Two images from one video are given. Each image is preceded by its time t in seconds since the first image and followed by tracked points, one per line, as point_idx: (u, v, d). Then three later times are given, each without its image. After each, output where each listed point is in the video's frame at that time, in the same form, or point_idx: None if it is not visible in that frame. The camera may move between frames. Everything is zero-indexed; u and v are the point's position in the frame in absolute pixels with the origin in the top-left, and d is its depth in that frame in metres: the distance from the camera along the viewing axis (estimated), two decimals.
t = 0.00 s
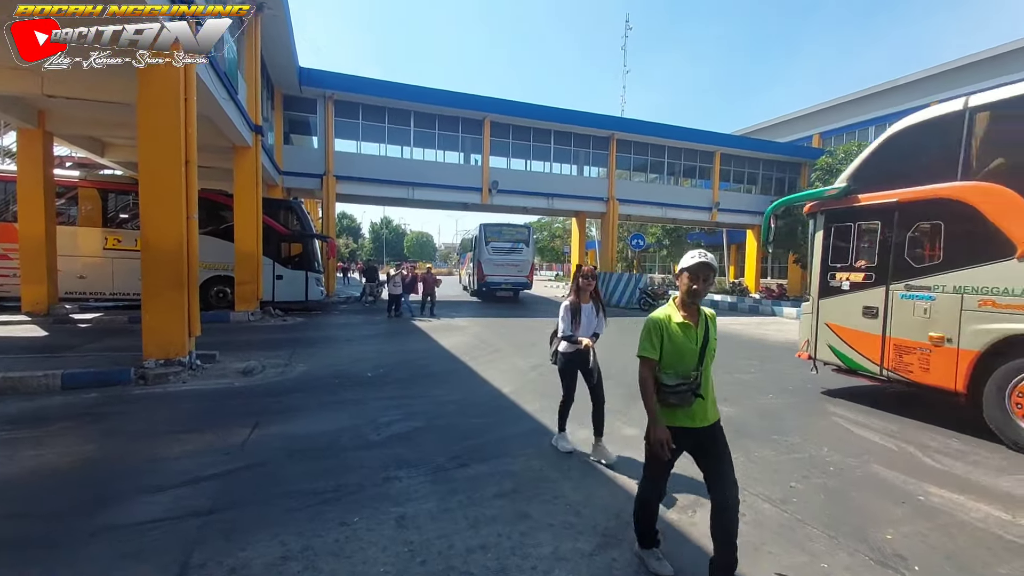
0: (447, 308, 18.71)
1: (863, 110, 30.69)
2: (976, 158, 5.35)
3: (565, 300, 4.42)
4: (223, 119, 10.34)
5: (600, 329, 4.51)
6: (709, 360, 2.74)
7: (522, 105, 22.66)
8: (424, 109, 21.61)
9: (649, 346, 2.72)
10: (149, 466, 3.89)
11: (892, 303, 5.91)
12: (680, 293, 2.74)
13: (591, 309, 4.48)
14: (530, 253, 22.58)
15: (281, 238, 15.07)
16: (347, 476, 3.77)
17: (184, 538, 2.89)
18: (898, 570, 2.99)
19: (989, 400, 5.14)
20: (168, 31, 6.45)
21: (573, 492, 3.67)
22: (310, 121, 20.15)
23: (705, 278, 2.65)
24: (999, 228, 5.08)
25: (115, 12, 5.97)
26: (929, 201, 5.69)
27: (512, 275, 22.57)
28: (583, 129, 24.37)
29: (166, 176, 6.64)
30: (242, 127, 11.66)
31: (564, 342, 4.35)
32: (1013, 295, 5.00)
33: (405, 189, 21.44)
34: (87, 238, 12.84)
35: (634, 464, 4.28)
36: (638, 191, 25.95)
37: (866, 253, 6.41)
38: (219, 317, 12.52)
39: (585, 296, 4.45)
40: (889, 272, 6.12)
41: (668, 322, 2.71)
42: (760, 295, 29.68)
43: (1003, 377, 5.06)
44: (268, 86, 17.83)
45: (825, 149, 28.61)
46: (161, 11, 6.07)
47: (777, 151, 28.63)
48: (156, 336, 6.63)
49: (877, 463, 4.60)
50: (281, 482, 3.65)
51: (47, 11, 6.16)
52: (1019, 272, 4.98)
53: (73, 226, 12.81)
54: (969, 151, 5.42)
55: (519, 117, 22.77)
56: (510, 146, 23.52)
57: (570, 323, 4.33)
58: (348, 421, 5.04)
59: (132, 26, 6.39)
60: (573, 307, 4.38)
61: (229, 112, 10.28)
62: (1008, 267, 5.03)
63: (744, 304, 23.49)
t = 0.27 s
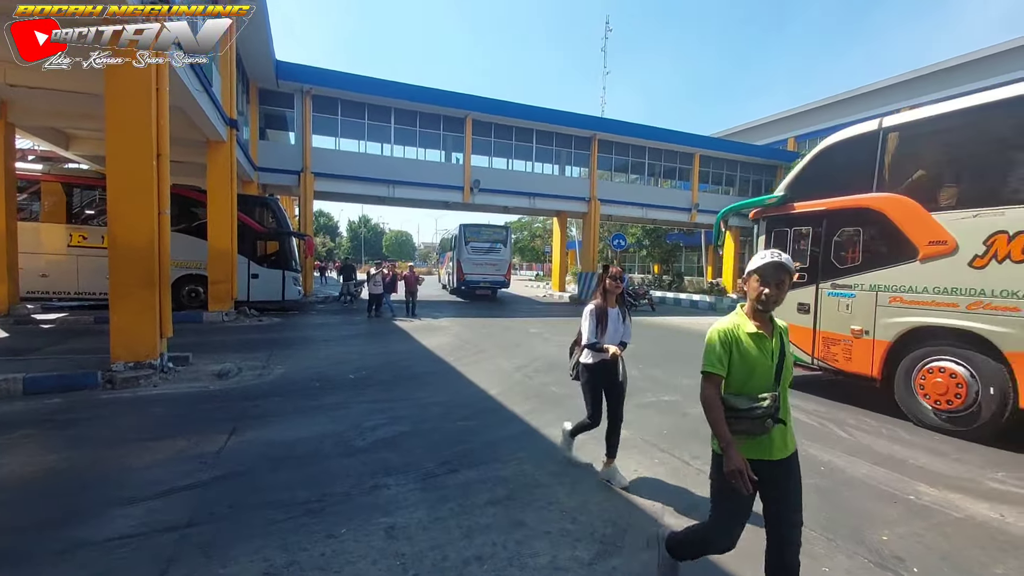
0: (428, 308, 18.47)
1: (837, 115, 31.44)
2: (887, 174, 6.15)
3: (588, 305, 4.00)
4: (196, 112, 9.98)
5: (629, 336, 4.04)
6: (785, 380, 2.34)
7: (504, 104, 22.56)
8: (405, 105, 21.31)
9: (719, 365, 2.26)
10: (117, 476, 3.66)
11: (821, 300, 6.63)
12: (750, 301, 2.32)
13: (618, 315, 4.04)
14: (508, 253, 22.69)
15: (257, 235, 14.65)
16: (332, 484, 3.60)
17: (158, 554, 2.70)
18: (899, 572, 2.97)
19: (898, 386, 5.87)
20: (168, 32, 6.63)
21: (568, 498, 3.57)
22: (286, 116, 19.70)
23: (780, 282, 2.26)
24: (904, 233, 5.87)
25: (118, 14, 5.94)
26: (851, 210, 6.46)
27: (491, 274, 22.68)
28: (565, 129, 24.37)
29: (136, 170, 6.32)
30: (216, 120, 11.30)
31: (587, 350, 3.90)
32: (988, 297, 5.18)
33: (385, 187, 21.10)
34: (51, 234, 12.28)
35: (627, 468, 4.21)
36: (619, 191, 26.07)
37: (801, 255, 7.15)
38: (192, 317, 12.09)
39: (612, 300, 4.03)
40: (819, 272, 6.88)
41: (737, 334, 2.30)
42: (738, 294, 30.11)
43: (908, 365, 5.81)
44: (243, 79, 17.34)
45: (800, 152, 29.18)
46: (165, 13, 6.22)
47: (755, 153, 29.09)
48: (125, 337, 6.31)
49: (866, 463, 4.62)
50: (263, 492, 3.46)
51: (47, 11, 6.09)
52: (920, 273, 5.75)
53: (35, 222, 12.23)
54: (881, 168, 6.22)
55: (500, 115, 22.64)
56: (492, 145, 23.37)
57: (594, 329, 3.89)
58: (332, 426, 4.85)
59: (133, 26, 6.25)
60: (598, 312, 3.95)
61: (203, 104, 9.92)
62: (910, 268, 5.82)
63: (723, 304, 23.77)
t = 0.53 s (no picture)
0: (402, 310, 18.16)
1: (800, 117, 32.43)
2: (807, 181, 6.89)
3: (610, 307, 3.61)
4: (156, 109, 9.51)
5: (652, 345, 3.69)
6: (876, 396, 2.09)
7: (477, 103, 22.41)
8: (376, 104, 20.92)
9: (796, 384, 2.03)
10: (78, 500, 3.38)
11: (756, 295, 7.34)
12: (831, 308, 2.06)
13: (642, 320, 3.67)
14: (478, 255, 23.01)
15: (222, 238, 14.10)
16: (315, 500, 3.41)
17: None
18: (895, 569, 2.98)
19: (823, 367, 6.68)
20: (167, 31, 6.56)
21: (563, 505, 3.48)
22: (250, 114, 19.05)
23: (867, 286, 2.01)
24: (821, 232, 6.59)
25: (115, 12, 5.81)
26: (778, 213, 7.19)
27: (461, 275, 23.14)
28: (538, 128, 24.37)
29: (89, 168, 5.92)
30: (177, 117, 10.80)
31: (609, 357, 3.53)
32: (954, 293, 5.40)
33: (355, 187, 20.66)
34: None
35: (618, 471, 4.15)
36: (591, 191, 26.23)
37: (738, 254, 7.84)
38: (153, 323, 11.53)
39: (636, 304, 3.66)
40: (753, 269, 7.58)
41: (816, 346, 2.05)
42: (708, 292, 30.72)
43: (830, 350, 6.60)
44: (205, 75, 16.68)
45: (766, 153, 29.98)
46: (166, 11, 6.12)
47: (722, 154, 29.73)
48: (82, 346, 5.90)
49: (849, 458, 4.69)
50: (241, 512, 3.25)
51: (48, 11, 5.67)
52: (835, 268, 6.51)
53: None
54: (802, 177, 6.96)
55: (473, 114, 22.46)
56: (464, 145, 23.17)
57: (617, 336, 3.50)
58: (311, 437, 4.64)
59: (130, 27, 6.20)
60: (621, 316, 3.58)
61: (163, 100, 9.45)
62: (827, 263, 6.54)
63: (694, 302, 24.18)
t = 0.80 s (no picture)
0: (374, 313, 17.83)
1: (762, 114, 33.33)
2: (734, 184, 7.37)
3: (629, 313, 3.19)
4: (107, 107, 9.01)
5: (677, 350, 3.29)
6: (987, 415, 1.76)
7: (445, 101, 22.16)
8: (341, 103, 20.46)
9: (900, 406, 1.66)
10: (33, 528, 3.13)
11: (694, 289, 7.83)
12: (931, 311, 1.73)
13: (665, 324, 3.26)
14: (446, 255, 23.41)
15: (181, 242, 13.52)
16: (293, 517, 3.25)
17: None
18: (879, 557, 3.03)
19: (749, 353, 7.33)
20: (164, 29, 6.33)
21: (552, 509, 3.42)
22: (208, 113, 18.33)
23: (979, 284, 1.69)
24: (749, 232, 7.18)
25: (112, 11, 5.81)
26: (711, 213, 7.65)
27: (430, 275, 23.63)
28: (507, 127, 24.30)
29: (36, 171, 5.54)
30: (130, 116, 10.27)
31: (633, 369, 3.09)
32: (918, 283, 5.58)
33: (322, 187, 20.19)
34: None
35: (604, 470, 4.12)
36: (561, 189, 26.34)
37: (677, 251, 8.29)
38: (109, 334, 10.96)
39: (657, 306, 3.23)
40: (692, 264, 8.05)
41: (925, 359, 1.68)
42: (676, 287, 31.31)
43: (755, 337, 7.24)
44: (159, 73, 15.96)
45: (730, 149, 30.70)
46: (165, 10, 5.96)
47: (688, 151, 30.31)
48: (34, 360, 5.52)
49: (827, 447, 4.79)
50: (216, 533, 3.07)
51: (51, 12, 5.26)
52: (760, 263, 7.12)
53: None
54: (730, 179, 7.42)
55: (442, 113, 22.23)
56: (434, 144, 22.92)
57: (642, 342, 3.08)
58: (286, 450, 4.45)
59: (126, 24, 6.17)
60: (642, 322, 3.15)
61: (115, 98, 8.96)
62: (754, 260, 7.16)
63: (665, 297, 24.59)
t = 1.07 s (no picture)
0: (365, 312, 17.66)
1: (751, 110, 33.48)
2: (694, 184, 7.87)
3: (681, 316, 2.88)
4: (89, 104, 8.81)
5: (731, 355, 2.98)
6: None
7: (436, 98, 22.00)
8: (330, 99, 20.23)
9: None
10: (17, 539, 3.02)
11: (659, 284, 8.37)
12: None
13: (719, 327, 2.92)
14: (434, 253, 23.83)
15: (168, 242, 13.29)
16: (290, 522, 3.17)
17: None
18: (885, 553, 3.00)
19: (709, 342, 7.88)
20: (168, 30, 6.20)
21: (553, 510, 3.36)
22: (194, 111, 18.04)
23: None
24: (705, 230, 7.70)
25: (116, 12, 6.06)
26: (673, 212, 8.18)
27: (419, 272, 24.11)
28: (498, 123, 24.18)
29: (19, 171, 5.37)
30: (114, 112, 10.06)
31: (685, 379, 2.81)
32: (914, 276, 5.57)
33: (311, 185, 19.97)
34: None
35: (605, 469, 4.06)
36: (553, 185, 26.28)
37: (645, 247, 8.82)
38: (94, 336, 10.75)
39: (712, 309, 2.90)
40: (658, 260, 8.59)
41: None
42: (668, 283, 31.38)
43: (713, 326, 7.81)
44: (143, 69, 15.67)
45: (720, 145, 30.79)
46: (171, 11, 5.92)
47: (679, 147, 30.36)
48: (15, 365, 5.34)
49: (826, 443, 4.77)
50: (209, 540, 2.98)
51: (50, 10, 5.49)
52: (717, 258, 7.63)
53: None
54: (690, 179, 7.93)
55: (433, 109, 22.07)
56: (424, 141, 22.76)
57: (694, 351, 2.78)
58: (280, 453, 4.35)
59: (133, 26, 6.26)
60: (696, 325, 2.83)
61: (98, 94, 8.75)
62: (712, 256, 7.69)
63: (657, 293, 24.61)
